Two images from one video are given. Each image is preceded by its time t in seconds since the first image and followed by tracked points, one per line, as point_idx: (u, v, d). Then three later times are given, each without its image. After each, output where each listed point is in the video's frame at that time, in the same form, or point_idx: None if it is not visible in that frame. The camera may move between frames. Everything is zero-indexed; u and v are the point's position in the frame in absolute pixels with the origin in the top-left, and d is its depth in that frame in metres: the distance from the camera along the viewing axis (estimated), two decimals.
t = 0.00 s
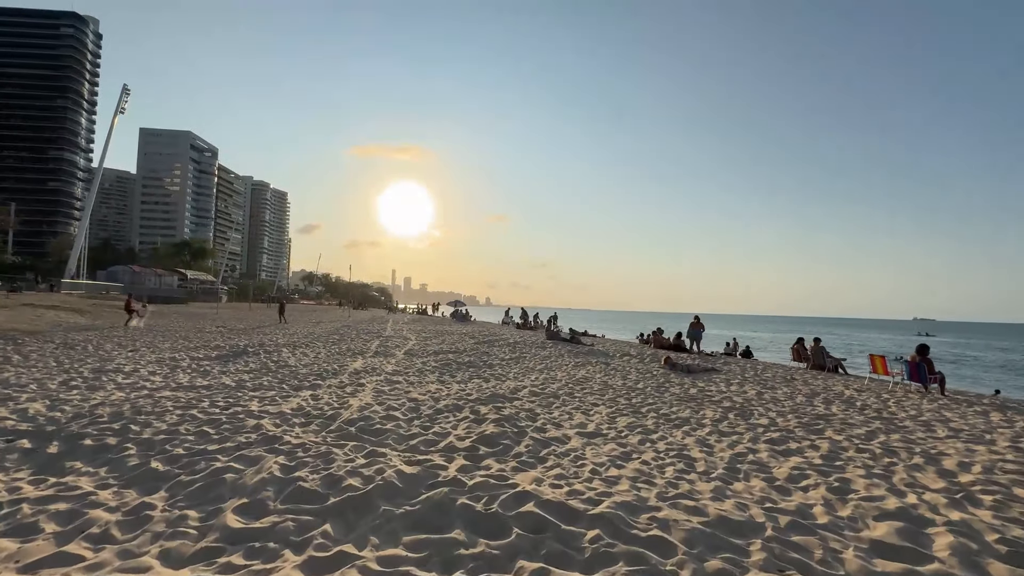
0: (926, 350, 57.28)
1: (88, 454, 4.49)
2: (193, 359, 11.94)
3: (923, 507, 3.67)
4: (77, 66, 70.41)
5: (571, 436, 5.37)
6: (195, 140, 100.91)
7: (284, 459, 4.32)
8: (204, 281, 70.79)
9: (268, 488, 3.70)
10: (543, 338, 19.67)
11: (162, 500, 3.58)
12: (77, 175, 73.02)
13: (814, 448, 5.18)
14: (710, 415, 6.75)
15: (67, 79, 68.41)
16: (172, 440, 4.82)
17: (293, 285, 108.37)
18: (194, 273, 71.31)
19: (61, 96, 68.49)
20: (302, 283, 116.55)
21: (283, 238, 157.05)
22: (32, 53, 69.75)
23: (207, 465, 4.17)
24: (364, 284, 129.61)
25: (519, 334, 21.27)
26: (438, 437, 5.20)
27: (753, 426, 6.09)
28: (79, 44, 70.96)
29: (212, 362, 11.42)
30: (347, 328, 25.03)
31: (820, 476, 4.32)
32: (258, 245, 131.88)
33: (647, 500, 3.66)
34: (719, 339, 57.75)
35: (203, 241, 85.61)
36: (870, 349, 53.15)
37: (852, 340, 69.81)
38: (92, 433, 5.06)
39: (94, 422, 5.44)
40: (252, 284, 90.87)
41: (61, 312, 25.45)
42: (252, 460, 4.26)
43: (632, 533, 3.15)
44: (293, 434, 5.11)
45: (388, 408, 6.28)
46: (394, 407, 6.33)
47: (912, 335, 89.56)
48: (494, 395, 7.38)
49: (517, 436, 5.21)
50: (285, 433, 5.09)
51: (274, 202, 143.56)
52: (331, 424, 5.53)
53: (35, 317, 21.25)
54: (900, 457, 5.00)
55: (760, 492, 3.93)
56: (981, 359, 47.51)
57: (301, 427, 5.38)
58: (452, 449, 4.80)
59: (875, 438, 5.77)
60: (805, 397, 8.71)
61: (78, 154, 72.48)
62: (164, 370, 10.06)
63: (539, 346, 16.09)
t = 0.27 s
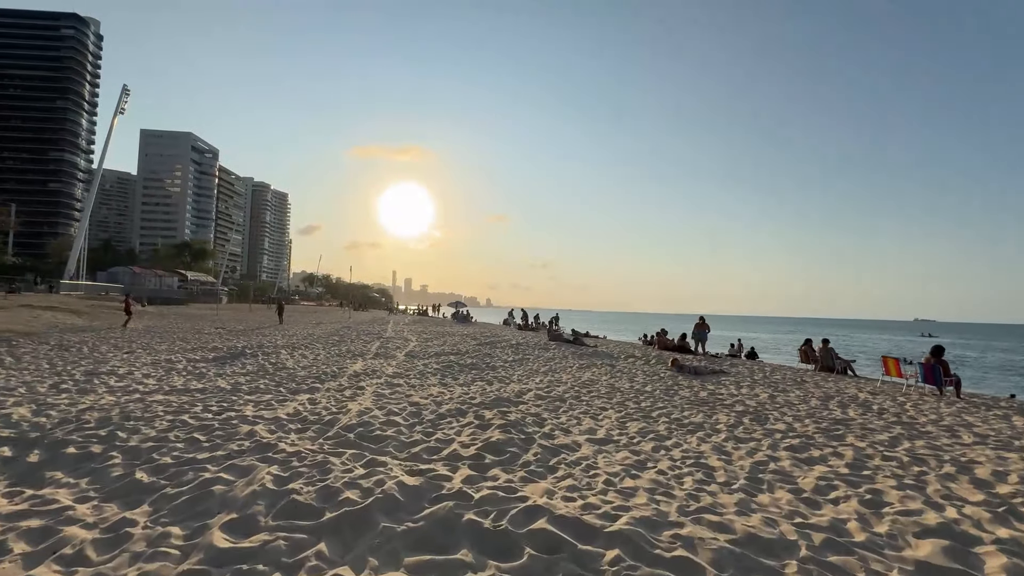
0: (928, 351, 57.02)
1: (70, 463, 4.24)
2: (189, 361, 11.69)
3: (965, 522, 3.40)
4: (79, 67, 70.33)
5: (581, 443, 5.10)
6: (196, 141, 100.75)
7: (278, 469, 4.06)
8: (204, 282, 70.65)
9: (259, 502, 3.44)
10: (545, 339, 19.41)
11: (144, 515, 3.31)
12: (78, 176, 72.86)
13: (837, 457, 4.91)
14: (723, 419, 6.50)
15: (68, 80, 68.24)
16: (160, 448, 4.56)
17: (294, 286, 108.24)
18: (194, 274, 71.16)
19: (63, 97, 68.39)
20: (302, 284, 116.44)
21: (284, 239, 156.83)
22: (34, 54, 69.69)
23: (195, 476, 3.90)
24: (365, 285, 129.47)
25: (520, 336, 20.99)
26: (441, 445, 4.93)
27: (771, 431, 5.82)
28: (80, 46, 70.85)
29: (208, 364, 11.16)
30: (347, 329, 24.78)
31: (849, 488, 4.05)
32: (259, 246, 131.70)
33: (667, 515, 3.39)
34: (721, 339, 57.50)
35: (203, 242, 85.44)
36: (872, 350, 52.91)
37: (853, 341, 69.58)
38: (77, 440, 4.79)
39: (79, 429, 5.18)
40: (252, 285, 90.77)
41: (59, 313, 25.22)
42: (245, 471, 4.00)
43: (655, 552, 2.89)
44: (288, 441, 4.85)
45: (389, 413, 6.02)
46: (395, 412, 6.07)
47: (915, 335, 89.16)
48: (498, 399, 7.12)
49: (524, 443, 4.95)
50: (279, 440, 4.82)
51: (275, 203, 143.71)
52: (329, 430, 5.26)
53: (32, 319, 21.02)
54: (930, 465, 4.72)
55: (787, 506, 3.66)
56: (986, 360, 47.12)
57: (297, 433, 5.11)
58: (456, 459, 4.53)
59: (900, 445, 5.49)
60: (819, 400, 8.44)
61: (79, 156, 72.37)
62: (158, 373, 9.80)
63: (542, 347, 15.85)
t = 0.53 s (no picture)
0: (930, 351, 56.77)
1: (39, 474, 3.91)
2: (182, 362, 11.36)
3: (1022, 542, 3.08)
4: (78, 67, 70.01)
5: (591, 450, 4.77)
6: (195, 141, 100.39)
7: (265, 480, 3.74)
8: (203, 282, 70.34)
9: (240, 519, 3.11)
10: (547, 339, 19.09)
11: (112, 535, 2.98)
12: (76, 175, 72.53)
13: (866, 465, 4.58)
14: (737, 424, 6.18)
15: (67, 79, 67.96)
16: (138, 457, 4.22)
17: (293, 286, 107.92)
18: (193, 274, 70.84)
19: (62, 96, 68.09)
20: (302, 284, 116.11)
21: (283, 239, 156.47)
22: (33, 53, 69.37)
23: (173, 489, 3.57)
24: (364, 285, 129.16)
25: (522, 336, 20.68)
26: (441, 453, 4.60)
27: (791, 437, 5.49)
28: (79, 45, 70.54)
29: (201, 365, 10.82)
30: (346, 329, 24.44)
31: (885, 501, 3.72)
32: (258, 246, 131.35)
33: (692, 534, 3.06)
34: (722, 340, 57.18)
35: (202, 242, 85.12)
36: (874, 350, 52.66)
37: (855, 341, 69.32)
38: (50, 447, 4.46)
39: (55, 434, 4.84)
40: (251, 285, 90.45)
41: (54, 313, 24.87)
42: (228, 482, 3.68)
43: None
44: (278, 448, 4.52)
45: (386, 418, 5.69)
46: (392, 417, 5.74)
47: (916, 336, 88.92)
48: (501, 403, 6.79)
49: (531, 450, 4.63)
50: (268, 448, 4.48)
51: (274, 203, 143.37)
52: (321, 437, 4.93)
53: (25, 318, 20.68)
54: (966, 475, 4.40)
55: (821, 523, 3.33)
56: (988, 361, 46.90)
57: (287, 441, 4.77)
58: (457, 468, 4.19)
59: (929, 452, 5.16)
60: (834, 402, 8.13)
61: (78, 155, 72.06)
62: (149, 374, 9.47)
63: (544, 348, 15.53)
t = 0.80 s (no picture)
0: (929, 352, 56.75)
1: (6, 492, 3.61)
2: (174, 364, 11.06)
3: None
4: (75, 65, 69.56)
5: (599, 463, 4.50)
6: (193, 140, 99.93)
7: (250, 499, 3.45)
8: (200, 281, 69.96)
9: (220, 546, 2.83)
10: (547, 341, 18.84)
11: (76, 565, 2.69)
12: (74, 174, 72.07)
13: (891, 480, 4.31)
14: (750, 433, 5.91)
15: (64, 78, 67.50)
16: (114, 473, 3.93)
17: (291, 286, 107.56)
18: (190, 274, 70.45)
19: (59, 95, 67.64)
20: (300, 284, 115.73)
21: (282, 239, 156.01)
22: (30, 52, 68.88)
23: (149, 510, 3.28)
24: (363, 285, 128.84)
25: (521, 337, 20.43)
26: (441, 466, 4.33)
27: (808, 448, 5.23)
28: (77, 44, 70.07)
29: (193, 368, 10.51)
30: (343, 330, 24.15)
31: (920, 522, 3.45)
32: (256, 246, 130.84)
33: (717, 563, 2.79)
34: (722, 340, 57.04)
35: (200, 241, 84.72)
36: (873, 351, 52.61)
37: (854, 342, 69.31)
38: (21, 461, 4.16)
39: (29, 446, 4.54)
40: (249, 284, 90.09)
41: (47, 313, 24.53)
42: (209, 502, 3.39)
43: None
44: (266, 462, 4.23)
45: (382, 426, 5.42)
46: (389, 426, 5.46)
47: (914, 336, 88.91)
48: (502, 409, 6.52)
49: (535, 463, 4.35)
50: (255, 462, 4.20)
51: (273, 203, 142.90)
52: (312, 449, 4.64)
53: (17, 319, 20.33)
54: (998, 490, 4.14)
55: (855, 549, 3.06)
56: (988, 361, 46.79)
57: (277, 453, 4.50)
58: (457, 485, 3.91)
59: (955, 464, 4.90)
60: (845, 408, 7.87)
61: (75, 154, 71.61)
62: (138, 378, 9.16)
63: (545, 350, 15.26)
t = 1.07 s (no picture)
0: (926, 352, 56.86)
1: None
2: (164, 364, 10.75)
3: None
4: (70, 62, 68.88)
5: (610, 470, 4.25)
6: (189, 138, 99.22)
7: (236, 512, 3.18)
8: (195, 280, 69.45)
9: (200, 567, 2.56)
10: (547, 340, 18.59)
11: None
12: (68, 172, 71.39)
13: (919, 488, 4.08)
14: (763, 436, 5.67)
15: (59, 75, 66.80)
16: (90, 482, 3.64)
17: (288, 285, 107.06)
18: (185, 272, 69.92)
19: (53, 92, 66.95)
20: (297, 283, 115.18)
21: (278, 238, 155.30)
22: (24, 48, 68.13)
23: (124, 525, 3.00)
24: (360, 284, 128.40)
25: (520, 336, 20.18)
26: (442, 474, 4.07)
27: (827, 454, 4.99)
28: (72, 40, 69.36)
29: (184, 368, 10.20)
30: (340, 329, 23.83)
31: (959, 536, 3.20)
32: (252, 244, 130.12)
33: None
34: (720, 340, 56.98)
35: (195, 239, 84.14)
36: (871, 351, 52.64)
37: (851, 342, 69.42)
38: None
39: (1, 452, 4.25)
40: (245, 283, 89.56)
41: (38, 312, 24.13)
42: (190, 515, 3.12)
43: None
44: (255, 469, 3.96)
45: (379, 430, 5.15)
46: (387, 429, 5.19)
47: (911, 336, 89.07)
48: (505, 411, 6.26)
49: (543, 469, 4.10)
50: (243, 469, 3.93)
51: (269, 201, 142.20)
52: (305, 455, 4.37)
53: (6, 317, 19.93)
54: None
55: (895, 568, 2.81)
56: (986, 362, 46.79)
57: (268, 459, 4.23)
58: (459, 495, 3.65)
59: (981, 470, 4.67)
60: (857, 410, 7.65)
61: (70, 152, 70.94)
62: (126, 378, 8.86)
63: (545, 349, 15.01)
